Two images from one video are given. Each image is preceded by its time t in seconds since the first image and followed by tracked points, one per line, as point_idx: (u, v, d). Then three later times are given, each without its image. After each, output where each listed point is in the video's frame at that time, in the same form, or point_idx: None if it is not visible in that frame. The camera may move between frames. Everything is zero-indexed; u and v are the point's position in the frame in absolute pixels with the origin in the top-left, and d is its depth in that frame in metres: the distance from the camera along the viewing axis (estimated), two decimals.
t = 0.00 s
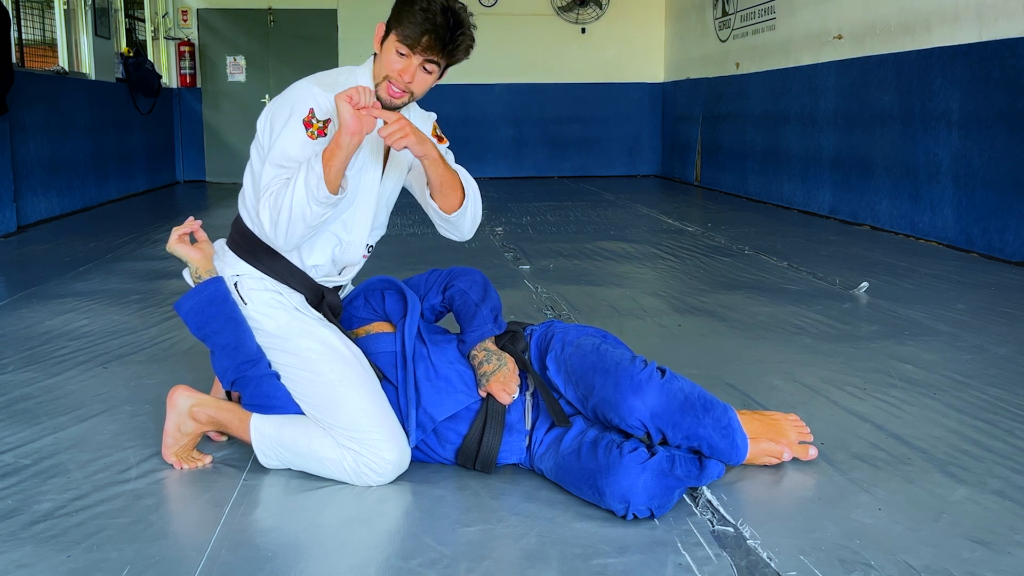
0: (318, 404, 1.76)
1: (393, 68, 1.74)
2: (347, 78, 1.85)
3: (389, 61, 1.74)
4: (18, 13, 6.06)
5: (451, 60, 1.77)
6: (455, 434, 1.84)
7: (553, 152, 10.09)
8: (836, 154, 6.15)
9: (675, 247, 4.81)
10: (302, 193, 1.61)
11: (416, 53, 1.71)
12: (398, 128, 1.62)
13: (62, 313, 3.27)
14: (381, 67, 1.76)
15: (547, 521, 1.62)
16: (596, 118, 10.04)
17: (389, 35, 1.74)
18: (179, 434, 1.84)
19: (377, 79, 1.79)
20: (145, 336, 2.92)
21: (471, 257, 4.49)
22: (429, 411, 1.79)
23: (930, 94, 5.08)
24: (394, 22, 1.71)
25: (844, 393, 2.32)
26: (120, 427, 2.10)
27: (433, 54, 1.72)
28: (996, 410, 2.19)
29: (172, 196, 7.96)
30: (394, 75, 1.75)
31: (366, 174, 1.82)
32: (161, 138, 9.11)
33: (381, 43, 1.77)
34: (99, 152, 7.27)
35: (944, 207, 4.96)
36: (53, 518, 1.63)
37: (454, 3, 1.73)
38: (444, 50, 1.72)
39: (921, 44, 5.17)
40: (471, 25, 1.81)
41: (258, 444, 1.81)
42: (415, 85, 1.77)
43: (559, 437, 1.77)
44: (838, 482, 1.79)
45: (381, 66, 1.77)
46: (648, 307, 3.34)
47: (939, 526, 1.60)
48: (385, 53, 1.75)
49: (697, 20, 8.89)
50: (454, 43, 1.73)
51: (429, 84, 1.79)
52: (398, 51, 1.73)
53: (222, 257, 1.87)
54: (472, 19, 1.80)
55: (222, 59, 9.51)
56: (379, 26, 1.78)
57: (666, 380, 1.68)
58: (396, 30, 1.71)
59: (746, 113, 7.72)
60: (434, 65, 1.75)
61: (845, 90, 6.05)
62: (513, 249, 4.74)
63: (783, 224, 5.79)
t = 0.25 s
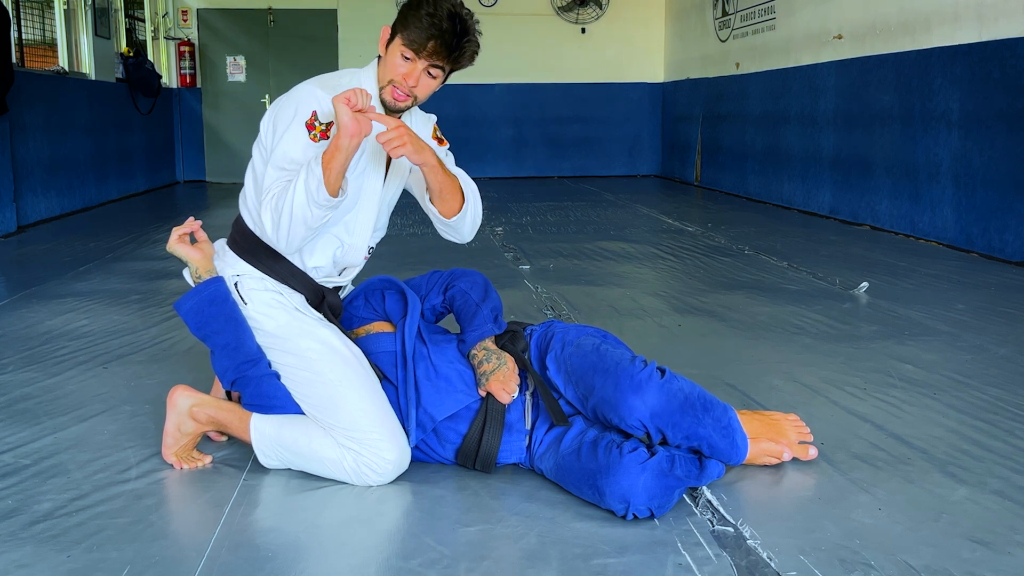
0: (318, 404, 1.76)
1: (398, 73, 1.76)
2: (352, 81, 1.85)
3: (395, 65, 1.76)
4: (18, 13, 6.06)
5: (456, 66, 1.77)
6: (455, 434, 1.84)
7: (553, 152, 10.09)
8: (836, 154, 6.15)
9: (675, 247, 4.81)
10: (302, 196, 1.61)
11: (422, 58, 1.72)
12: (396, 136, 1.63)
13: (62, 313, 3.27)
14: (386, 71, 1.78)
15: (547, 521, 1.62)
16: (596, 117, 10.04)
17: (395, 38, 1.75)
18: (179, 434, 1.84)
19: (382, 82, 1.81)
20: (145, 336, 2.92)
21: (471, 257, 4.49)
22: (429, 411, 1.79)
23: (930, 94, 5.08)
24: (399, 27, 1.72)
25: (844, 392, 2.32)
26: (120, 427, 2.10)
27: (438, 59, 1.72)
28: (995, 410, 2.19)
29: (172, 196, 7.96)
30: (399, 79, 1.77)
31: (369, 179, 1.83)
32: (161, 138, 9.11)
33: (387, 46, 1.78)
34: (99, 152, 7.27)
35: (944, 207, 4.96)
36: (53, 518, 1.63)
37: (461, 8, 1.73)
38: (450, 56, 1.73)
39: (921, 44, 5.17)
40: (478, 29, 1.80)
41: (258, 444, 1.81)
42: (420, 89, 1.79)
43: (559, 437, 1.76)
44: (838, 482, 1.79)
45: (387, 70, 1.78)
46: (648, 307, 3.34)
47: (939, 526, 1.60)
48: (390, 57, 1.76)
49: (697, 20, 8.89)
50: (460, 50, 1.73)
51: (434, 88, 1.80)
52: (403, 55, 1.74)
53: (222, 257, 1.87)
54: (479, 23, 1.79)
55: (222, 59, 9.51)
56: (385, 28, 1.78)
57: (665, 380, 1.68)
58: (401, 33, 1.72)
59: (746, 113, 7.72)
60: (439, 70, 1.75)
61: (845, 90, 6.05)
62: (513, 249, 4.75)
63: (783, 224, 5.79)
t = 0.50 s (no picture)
0: (318, 404, 1.76)
1: (402, 72, 1.76)
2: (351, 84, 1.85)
3: (398, 63, 1.75)
4: (18, 13, 6.06)
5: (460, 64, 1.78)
6: (455, 434, 1.84)
7: (553, 152, 10.09)
8: (836, 154, 6.15)
9: (675, 247, 4.81)
10: (314, 196, 1.61)
11: (426, 57, 1.72)
12: (404, 152, 1.62)
13: (62, 314, 3.27)
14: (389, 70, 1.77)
15: (547, 521, 1.62)
16: (596, 118, 10.04)
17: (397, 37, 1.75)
18: (179, 434, 1.84)
19: (385, 82, 1.80)
20: (146, 336, 2.92)
21: (471, 257, 4.49)
22: (429, 412, 1.79)
23: (930, 94, 5.08)
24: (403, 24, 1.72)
25: (844, 392, 2.32)
26: (120, 427, 2.10)
27: (443, 57, 1.73)
28: (995, 410, 2.20)
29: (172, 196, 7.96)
30: (403, 77, 1.76)
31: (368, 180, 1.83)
32: (161, 138, 9.11)
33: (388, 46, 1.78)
34: (99, 152, 7.27)
35: (944, 207, 4.96)
36: (53, 518, 1.63)
37: (462, 6, 1.74)
38: (454, 54, 1.73)
39: (921, 44, 5.17)
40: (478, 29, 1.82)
41: (258, 444, 1.81)
42: (423, 87, 1.78)
43: (559, 437, 1.77)
44: (838, 482, 1.79)
45: (390, 70, 1.78)
46: (648, 307, 3.34)
47: (939, 526, 1.60)
48: (393, 55, 1.76)
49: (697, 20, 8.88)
50: (464, 48, 1.74)
51: (438, 86, 1.80)
52: (407, 52, 1.74)
53: (222, 257, 1.87)
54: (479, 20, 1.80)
55: (222, 59, 9.51)
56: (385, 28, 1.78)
57: (665, 380, 1.68)
58: (405, 31, 1.72)
59: (746, 113, 7.72)
60: (444, 68, 1.76)
61: (845, 90, 6.05)
62: (513, 249, 4.75)
63: (783, 224, 5.79)
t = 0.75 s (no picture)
0: (318, 404, 1.76)
1: (409, 76, 1.76)
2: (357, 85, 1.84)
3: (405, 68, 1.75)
4: (18, 13, 6.05)
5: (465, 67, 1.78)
6: (454, 433, 1.84)
7: (553, 152, 10.09)
8: (836, 155, 6.15)
9: (675, 247, 4.81)
10: (278, 182, 1.63)
11: (433, 61, 1.73)
12: (380, 127, 1.63)
13: (62, 314, 3.26)
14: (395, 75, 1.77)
15: (547, 521, 1.62)
16: (596, 118, 10.04)
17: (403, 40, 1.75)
18: (179, 434, 1.84)
19: (390, 87, 1.80)
20: (145, 336, 2.92)
21: (471, 257, 4.49)
22: (429, 411, 1.79)
23: (930, 94, 5.08)
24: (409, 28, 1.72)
25: (844, 392, 2.32)
26: (120, 427, 2.10)
27: (449, 61, 1.73)
28: (995, 410, 2.19)
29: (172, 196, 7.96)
30: (410, 82, 1.77)
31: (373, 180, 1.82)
32: (161, 138, 9.11)
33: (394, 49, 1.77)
34: (99, 152, 7.27)
35: (944, 207, 4.96)
36: (53, 518, 1.63)
37: (467, 9, 1.75)
38: (460, 57, 1.74)
39: (921, 44, 5.17)
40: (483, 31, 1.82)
41: (258, 444, 1.81)
42: (430, 90, 1.79)
43: (559, 437, 1.76)
44: (838, 482, 1.79)
45: (396, 75, 1.78)
46: (648, 307, 3.34)
47: (939, 526, 1.60)
48: (399, 59, 1.76)
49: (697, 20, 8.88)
50: (471, 51, 1.75)
51: (444, 90, 1.80)
52: (414, 56, 1.74)
53: (222, 257, 1.87)
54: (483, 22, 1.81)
55: (222, 59, 9.51)
56: (390, 31, 1.77)
57: (665, 380, 1.68)
58: (411, 35, 1.72)
59: (746, 113, 7.71)
60: (450, 71, 1.76)
61: (845, 90, 6.05)
62: (513, 249, 4.75)
63: (783, 224, 5.79)
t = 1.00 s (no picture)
0: (318, 404, 1.76)
1: (422, 95, 1.75)
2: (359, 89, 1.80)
3: (418, 88, 1.74)
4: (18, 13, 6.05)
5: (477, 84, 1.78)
6: (454, 434, 1.84)
7: (552, 152, 10.09)
8: (836, 155, 6.15)
9: (675, 247, 4.81)
10: (283, 199, 1.61)
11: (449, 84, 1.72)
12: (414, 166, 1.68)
13: (62, 313, 3.26)
14: (407, 92, 1.76)
15: (547, 521, 1.62)
16: (595, 118, 10.04)
17: (416, 58, 1.72)
18: (179, 434, 1.84)
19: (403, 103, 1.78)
20: (145, 336, 2.92)
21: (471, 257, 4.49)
22: (429, 411, 1.79)
23: (930, 94, 5.08)
24: (424, 49, 1.69)
25: (844, 393, 2.32)
26: (120, 427, 2.10)
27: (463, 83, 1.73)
28: (995, 410, 2.19)
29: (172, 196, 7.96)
30: (423, 101, 1.76)
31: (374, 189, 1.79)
32: (161, 138, 9.11)
33: (405, 62, 1.74)
34: (99, 152, 7.27)
35: (944, 207, 4.96)
36: (53, 518, 1.63)
37: (480, 24, 1.72)
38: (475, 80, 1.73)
39: (921, 44, 5.17)
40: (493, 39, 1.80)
41: (258, 444, 1.81)
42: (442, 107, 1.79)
43: (559, 438, 1.76)
44: (838, 482, 1.79)
45: (408, 93, 1.76)
46: (647, 307, 3.34)
47: (939, 526, 1.60)
48: (412, 77, 1.74)
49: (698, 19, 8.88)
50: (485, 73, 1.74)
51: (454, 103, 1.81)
52: (428, 77, 1.72)
53: (222, 258, 1.87)
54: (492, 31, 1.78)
55: (221, 59, 9.51)
56: (400, 40, 1.73)
57: (665, 380, 1.68)
58: (427, 57, 1.70)
59: (746, 113, 7.71)
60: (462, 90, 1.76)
61: (845, 90, 6.05)
62: (513, 249, 4.74)
63: (783, 224, 5.79)
